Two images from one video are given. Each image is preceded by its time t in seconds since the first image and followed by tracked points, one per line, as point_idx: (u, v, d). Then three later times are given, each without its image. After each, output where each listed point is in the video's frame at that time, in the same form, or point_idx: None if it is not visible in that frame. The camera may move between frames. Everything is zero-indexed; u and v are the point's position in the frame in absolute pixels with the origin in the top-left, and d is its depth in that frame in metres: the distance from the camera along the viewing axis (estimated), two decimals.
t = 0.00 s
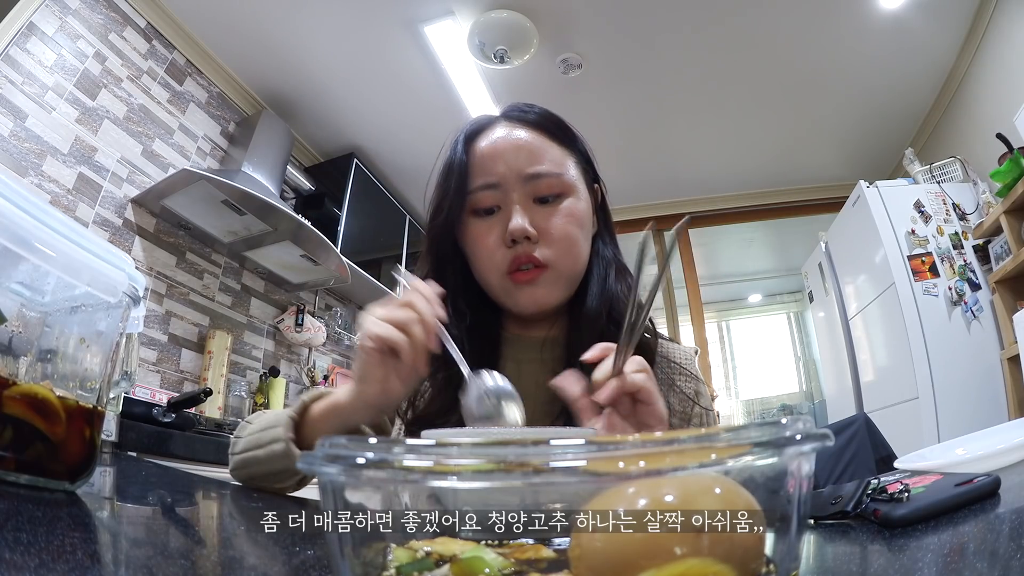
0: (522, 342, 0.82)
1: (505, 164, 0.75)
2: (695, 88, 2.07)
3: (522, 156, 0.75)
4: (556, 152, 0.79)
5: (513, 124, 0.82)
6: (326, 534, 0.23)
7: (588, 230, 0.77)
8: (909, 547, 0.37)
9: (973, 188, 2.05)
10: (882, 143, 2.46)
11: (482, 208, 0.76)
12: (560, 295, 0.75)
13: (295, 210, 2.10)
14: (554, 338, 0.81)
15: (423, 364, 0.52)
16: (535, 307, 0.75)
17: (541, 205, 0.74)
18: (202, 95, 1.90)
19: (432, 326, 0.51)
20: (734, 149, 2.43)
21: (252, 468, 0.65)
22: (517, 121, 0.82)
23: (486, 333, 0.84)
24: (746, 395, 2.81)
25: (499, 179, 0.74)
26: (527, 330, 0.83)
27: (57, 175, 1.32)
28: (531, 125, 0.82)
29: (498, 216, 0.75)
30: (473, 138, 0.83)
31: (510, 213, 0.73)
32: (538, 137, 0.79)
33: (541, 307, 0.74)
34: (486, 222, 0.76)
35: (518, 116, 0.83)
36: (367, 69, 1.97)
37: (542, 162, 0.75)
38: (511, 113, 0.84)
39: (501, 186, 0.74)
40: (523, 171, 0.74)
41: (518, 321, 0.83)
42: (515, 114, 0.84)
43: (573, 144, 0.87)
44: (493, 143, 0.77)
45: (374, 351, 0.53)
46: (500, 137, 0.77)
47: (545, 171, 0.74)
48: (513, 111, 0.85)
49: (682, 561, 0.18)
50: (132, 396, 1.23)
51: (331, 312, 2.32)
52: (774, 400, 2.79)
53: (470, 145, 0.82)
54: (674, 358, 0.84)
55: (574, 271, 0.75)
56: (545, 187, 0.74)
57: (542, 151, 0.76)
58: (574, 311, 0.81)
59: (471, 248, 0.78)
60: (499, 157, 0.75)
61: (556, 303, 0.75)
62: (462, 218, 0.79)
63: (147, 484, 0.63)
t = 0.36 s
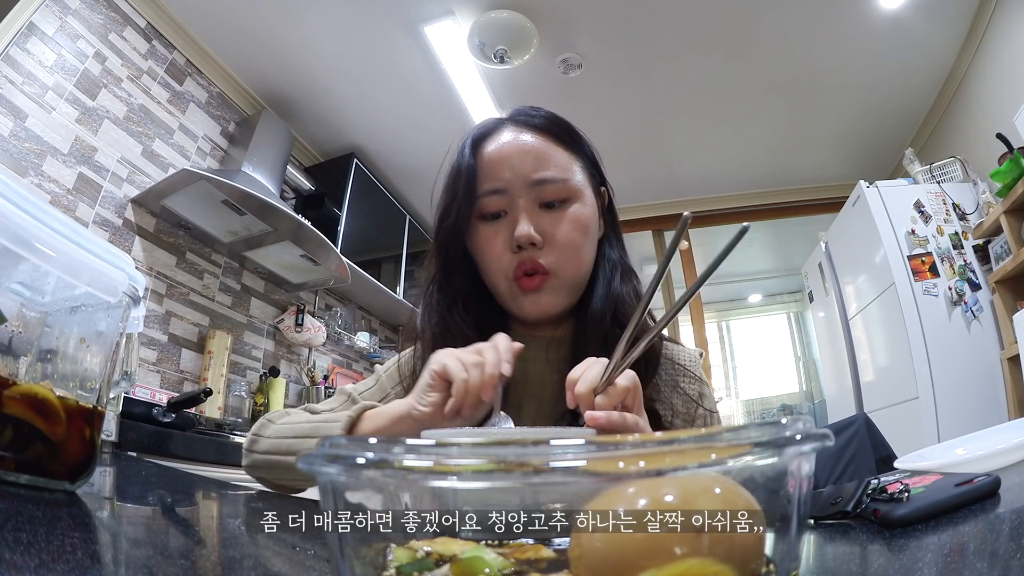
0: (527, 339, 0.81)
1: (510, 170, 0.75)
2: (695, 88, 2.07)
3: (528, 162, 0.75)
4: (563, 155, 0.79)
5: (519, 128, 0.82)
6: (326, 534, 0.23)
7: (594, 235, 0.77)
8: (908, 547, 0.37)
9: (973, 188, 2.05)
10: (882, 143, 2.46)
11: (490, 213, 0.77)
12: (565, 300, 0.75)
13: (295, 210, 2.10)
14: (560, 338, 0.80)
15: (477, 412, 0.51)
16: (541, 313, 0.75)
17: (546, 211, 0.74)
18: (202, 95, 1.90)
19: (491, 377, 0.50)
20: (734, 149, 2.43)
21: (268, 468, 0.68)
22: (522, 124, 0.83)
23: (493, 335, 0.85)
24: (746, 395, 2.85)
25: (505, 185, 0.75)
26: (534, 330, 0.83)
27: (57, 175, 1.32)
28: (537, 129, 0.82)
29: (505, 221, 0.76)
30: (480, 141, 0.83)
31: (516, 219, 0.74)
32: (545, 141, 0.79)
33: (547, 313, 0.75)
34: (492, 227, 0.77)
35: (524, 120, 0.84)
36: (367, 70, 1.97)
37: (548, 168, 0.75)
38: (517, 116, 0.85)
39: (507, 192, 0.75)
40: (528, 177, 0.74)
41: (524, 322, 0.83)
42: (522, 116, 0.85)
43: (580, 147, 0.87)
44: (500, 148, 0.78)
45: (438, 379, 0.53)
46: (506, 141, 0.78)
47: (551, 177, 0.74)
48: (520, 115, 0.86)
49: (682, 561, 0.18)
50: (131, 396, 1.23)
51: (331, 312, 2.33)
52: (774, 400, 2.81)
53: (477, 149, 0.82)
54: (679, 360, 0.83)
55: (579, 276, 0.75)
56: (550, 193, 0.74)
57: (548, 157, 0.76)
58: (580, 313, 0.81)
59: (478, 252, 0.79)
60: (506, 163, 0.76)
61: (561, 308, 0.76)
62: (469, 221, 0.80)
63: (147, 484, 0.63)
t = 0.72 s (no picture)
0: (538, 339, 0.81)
1: (522, 173, 0.75)
2: (694, 87, 2.06)
3: (540, 164, 0.75)
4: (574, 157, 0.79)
5: (531, 130, 0.82)
6: (326, 533, 0.24)
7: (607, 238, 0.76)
8: (909, 547, 0.37)
9: (973, 188, 2.05)
10: (882, 143, 2.46)
11: (502, 215, 0.77)
12: (576, 301, 0.75)
13: (295, 210, 2.10)
14: (572, 338, 0.80)
15: (487, 420, 0.53)
16: (553, 313, 0.76)
17: (558, 213, 0.74)
18: (202, 95, 1.90)
19: (503, 389, 0.51)
20: (734, 149, 2.43)
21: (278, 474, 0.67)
22: (534, 127, 0.83)
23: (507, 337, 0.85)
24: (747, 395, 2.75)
25: (517, 187, 0.75)
26: (546, 330, 0.83)
27: (57, 175, 1.32)
28: (549, 132, 0.82)
29: (517, 223, 0.76)
30: (492, 145, 0.83)
31: (529, 221, 0.74)
32: (556, 144, 0.79)
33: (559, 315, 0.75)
34: (504, 229, 0.77)
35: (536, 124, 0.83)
36: (368, 69, 1.97)
37: (560, 171, 0.75)
38: (529, 120, 0.85)
39: (519, 194, 0.75)
40: (541, 179, 0.74)
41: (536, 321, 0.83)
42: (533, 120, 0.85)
43: (591, 150, 0.87)
44: (513, 150, 0.77)
45: (451, 390, 0.53)
46: (520, 144, 0.78)
47: (563, 179, 0.74)
48: (531, 118, 0.86)
49: (682, 561, 0.18)
50: (132, 396, 1.23)
51: (331, 312, 2.33)
52: (774, 400, 2.82)
53: (491, 153, 0.82)
54: (688, 361, 0.83)
55: (591, 277, 0.75)
56: (562, 195, 0.74)
57: (559, 159, 0.76)
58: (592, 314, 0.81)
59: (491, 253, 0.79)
60: (518, 164, 0.75)
61: (572, 309, 0.76)
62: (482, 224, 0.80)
63: (147, 484, 0.63)
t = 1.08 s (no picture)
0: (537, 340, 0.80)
1: (519, 173, 0.75)
2: (694, 87, 2.06)
3: (537, 163, 0.74)
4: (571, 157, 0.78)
5: (527, 129, 0.82)
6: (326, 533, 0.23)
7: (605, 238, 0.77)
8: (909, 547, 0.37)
9: (973, 188, 2.05)
10: (882, 143, 2.46)
11: (499, 215, 0.77)
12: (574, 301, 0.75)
13: (295, 209, 2.10)
14: (571, 337, 0.80)
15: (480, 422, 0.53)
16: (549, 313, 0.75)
17: (556, 213, 0.74)
18: (202, 95, 1.90)
19: (494, 392, 0.52)
20: (734, 149, 2.42)
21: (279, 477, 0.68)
22: (531, 125, 0.82)
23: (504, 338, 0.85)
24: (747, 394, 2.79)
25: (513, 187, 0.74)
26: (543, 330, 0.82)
27: (57, 175, 1.32)
28: (547, 131, 0.82)
29: (513, 224, 0.75)
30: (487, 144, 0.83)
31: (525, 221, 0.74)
32: (554, 143, 0.79)
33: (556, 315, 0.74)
34: (500, 229, 0.76)
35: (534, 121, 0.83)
36: (368, 69, 1.96)
37: (557, 170, 0.75)
38: (526, 118, 0.85)
39: (516, 194, 0.74)
40: (538, 179, 0.74)
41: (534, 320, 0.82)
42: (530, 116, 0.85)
43: (589, 149, 0.87)
44: (508, 150, 0.77)
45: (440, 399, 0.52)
46: (515, 144, 0.77)
47: (560, 179, 0.74)
48: (528, 117, 0.85)
49: (682, 560, 0.18)
50: (131, 396, 1.23)
51: (331, 312, 2.33)
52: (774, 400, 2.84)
53: (485, 152, 0.82)
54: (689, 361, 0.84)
55: (588, 276, 0.75)
56: (560, 195, 0.74)
57: (556, 158, 0.76)
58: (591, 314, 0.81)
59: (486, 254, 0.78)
60: (514, 164, 0.75)
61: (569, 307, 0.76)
62: (478, 225, 0.79)
63: (147, 484, 0.63)
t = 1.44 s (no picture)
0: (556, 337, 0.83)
1: (537, 118, 0.74)
2: (695, 87, 2.06)
3: (557, 110, 0.74)
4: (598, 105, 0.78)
5: (541, 69, 0.81)
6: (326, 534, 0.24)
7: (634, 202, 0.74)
8: (908, 547, 0.37)
9: (973, 188, 2.06)
10: (882, 143, 2.46)
11: (511, 165, 0.76)
12: (596, 275, 0.72)
13: (295, 209, 2.10)
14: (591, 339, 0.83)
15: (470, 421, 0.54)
16: (563, 288, 0.72)
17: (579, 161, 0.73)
18: (202, 95, 1.90)
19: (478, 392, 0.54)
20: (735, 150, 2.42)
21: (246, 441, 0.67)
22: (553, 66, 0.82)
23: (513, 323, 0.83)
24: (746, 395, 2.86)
25: (529, 134, 0.74)
26: (558, 327, 0.83)
27: (57, 175, 1.32)
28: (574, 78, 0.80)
29: (527, 173, 0.74)
30: (497, 87, 0.82)
31: (541, 171, 0.72)
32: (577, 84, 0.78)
33: (570, 289, 0.71)
34: (512, 180, 0.75)
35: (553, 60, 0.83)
36: (369, 69, 1.96)
37: (580, 116, 0.74)
38: (545, 55, 0.85)
39: (532, 140, 0.74)
40: (559, 126, 0.73)
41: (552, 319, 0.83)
42: (548, 57, 0.85)
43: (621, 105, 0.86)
44: (524, 91, 0.76)
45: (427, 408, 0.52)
46: (528, 83, 0.77)
47: (585, 125, 0.73)
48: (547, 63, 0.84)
49: (682, 561, 0.18)
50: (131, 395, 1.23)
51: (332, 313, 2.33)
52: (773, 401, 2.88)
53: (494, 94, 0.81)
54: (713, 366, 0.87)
55: (611, 250, 0.72)
56: (585, 143, 0.73)
57: (580, 105, 0.75)
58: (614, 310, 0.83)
59: (492, 212, 0.76)
60: (531, 109, 0.74)
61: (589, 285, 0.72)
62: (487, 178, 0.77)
63: (147, 483, 0.63)
